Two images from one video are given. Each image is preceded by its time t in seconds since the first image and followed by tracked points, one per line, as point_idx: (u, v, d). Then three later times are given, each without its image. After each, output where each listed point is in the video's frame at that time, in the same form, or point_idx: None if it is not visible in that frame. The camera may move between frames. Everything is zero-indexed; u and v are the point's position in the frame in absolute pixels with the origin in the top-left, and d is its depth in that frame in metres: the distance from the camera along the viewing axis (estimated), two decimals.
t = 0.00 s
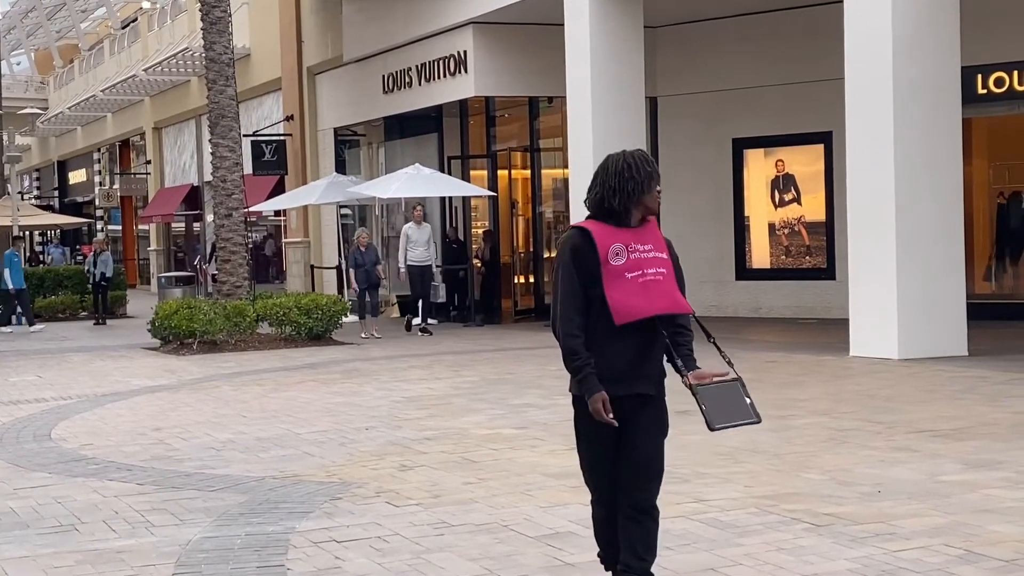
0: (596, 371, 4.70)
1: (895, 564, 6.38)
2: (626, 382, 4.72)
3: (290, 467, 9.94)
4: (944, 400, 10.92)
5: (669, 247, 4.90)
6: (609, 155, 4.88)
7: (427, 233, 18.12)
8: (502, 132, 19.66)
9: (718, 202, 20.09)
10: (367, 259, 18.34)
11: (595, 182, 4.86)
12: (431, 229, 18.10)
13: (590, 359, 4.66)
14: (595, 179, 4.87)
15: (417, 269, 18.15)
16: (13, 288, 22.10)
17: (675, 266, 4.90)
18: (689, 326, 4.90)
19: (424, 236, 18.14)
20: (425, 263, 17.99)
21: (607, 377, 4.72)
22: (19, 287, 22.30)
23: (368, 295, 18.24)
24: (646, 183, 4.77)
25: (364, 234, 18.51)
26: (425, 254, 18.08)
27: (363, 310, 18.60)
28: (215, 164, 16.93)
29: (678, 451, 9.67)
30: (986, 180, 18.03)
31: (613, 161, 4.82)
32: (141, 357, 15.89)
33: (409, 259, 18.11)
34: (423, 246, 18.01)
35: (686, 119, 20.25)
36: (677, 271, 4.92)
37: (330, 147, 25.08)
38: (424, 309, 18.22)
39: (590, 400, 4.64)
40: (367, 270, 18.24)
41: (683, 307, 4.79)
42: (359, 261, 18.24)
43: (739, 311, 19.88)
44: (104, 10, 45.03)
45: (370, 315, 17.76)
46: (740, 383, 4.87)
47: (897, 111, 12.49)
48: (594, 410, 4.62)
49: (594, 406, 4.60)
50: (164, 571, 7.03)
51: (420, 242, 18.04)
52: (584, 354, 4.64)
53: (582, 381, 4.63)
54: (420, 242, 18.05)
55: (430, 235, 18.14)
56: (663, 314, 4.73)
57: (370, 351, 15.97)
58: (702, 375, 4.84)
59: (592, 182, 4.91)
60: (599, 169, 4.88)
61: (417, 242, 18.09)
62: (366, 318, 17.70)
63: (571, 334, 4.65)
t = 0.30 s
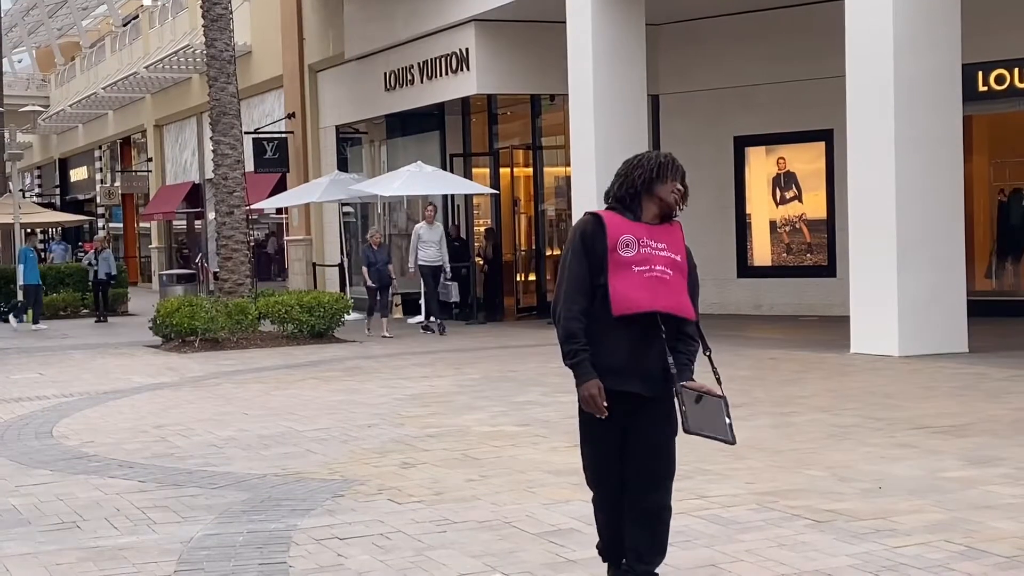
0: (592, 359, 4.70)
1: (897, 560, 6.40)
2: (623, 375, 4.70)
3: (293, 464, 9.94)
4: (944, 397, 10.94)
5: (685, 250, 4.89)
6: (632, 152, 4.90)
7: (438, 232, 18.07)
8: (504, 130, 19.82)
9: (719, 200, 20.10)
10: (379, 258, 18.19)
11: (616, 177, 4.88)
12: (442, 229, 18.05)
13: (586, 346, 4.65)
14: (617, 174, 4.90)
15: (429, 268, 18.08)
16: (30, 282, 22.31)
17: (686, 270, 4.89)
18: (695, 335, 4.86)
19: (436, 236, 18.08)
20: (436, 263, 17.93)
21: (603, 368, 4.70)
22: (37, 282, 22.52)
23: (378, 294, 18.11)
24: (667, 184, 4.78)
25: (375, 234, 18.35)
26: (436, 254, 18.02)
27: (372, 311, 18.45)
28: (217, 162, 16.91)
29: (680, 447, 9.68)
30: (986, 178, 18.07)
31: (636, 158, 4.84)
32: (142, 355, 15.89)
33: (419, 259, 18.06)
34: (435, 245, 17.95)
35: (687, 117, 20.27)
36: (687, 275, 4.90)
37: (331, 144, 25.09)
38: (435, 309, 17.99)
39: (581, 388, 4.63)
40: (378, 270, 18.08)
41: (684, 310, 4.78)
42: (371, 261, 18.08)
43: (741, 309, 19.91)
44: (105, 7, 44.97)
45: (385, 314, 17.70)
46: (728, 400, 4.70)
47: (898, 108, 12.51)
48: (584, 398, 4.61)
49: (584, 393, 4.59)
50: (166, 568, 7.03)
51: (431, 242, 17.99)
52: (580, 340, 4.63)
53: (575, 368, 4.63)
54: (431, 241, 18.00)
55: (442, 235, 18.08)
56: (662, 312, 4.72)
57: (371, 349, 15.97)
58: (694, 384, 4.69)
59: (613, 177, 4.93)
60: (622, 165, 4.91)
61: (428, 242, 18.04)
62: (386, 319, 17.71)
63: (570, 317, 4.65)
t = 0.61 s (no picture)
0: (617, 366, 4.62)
1: (902, 558, 6.38)
2: (650, 380, 4.63)
3: (298, 463, 9.94)
4: (949, 395, 10.92)
5: (698, 244, 4.84)
6: (641, 146, 4.82)
7: (451, 229, 17.89)
8: (508, 127, 19.96)
9: (723, 197, 20.06)
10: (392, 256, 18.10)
11: (626, 174, 4.79)
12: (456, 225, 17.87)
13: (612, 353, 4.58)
14: (627, 170, 4.82)
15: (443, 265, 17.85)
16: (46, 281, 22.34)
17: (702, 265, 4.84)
18: (713, 330, 4.79)
19: (450, 232, 17.90)
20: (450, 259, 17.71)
21: (628, 373, 4.63)
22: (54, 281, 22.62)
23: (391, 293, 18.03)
24: (683, 176, 4.72)
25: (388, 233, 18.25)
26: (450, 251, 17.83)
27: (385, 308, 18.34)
28: (221, 160, 16.91)
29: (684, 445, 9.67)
30: (992, 174, 18.05)
31: (645, 152, 4.76)
32: (147, 353, 15.89)
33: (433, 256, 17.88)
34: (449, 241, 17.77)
35: (691, 115, 20.25)
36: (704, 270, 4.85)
37: (335, 142, 25.09)
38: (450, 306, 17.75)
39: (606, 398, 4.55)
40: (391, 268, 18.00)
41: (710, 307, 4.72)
42: (383, 258, 18.01)
43: (745, 307, 19.88)
44: (109, 5, 44.99)
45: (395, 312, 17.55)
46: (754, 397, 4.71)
47: (903, 106, 12.49)
48: (610, 407, 4.53)
49: (611, 402, 4.51)
50: (171, 566, 7.04)
51: (445, 238, 17.81)
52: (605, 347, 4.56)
53: (601, 375, 4.55)
54: (445, 238, 17.83)
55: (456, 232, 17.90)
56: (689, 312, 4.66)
57: (376, 347, 15.97)
58: (717, 385, 4.68)
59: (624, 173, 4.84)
60: (631, 161, 4.83)
61: (442, 239, 17.87)
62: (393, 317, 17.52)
63: (595, 325, 4.57)
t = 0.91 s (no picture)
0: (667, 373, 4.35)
1: (911, 557, 6.38)
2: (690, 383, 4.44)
3: (306, 461, 9.95)
4: (959, 394, 10.90)
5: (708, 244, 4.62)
6: (662, 142, 4.48)
7: (469, 228, 17.84)
8: (516, 126, 19.87)
9: (731, 196, 20.04)
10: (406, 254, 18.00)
11: (653, 176, 4.44)
12: (474, 223, 17.83)
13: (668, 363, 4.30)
14: (650, 171, 4.46)
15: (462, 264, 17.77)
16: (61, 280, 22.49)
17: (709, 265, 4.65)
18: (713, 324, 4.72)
19: (467, 231, 17.87)
20: (470, 259, 17.68)
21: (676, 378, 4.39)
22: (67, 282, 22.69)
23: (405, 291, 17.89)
24: (713, 177, 4.48)
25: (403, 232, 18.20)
26: (468, 249, 17.81)
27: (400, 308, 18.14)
28: (230, 160, 16.93)
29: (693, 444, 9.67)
30: (1001, 173, 18.01)
31: (673, 151, 4.44)
32: (156, 352, 15.92)
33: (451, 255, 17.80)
34: (467, 240, 17.75)
35: (699, 114, 20.24)
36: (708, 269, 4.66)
37: (344, 142, 25.14)
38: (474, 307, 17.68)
39: (677, 409, 4.29)
40: (405, 265, 17.90)
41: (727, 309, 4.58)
42: (396, 256, 17.91)
43: (753, 306, 19.87)
44: (117, 5, 45.06)
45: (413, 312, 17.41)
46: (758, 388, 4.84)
47: (913, 105, 12.47)
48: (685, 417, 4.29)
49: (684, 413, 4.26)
50: (180, 565, 7.05)
51: (464, 237, 17.79)
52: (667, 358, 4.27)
53: (670, 388, 4.26)
54: (463, 237, 17.82)
55: (474, 230, 17.87)
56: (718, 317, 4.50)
57: (384, 346, 15.98)
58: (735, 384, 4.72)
59: (645, 174, 4.48)
60: (653, 160, 4.48)
61: (459, 237, 17.84)
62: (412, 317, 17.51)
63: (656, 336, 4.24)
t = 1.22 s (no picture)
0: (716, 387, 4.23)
1: (924, 558, 6.36)
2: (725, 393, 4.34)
3: (318, 461, 9.97)
4: (972, 395, 10.87)
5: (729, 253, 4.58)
6: (711, 147, 4.40)
7: (492, 228, 17.28)
8: (528, 127, 19.87)
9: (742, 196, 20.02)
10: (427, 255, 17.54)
11: (703, 182, 4.36)
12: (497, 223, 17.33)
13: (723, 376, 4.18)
14: (699, 176, 4.38)
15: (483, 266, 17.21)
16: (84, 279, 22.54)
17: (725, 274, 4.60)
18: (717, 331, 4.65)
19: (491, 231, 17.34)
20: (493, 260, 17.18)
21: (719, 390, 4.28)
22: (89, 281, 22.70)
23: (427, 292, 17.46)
24: (757, 190, 4.44)
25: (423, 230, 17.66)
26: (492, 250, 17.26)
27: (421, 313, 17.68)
28: (242, 160, 16.95)
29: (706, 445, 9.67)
30: (1014, 173, 17.94)
31: (724, 157, 4.36)
32: (169, 352, 15.95)
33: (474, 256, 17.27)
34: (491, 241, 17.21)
35: (710, 115, 20.21)
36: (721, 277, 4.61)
37: (356, 142, 25.18)
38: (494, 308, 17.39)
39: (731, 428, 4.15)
40: (427, 266, 17.40)
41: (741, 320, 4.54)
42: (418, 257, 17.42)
43: (765, 306, 19.85)
44: (130, 6, 45.16)
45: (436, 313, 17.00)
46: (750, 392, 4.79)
47: (925, 106, 12.44)
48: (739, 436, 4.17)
49: (743, 429, 4.16)
50: (192, 564, 7.07)
51: (487, 238, 17.26)
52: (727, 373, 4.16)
53: (731, 401, 4.14)
54: (486, 237, 17.26)
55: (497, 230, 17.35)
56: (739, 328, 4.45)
57: (396, 346, 16.00)
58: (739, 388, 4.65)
59: (694, 178, 4.39)
60: (702, 165, 4.39)
61: (483, 238, 17.30)
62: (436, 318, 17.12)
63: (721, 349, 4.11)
